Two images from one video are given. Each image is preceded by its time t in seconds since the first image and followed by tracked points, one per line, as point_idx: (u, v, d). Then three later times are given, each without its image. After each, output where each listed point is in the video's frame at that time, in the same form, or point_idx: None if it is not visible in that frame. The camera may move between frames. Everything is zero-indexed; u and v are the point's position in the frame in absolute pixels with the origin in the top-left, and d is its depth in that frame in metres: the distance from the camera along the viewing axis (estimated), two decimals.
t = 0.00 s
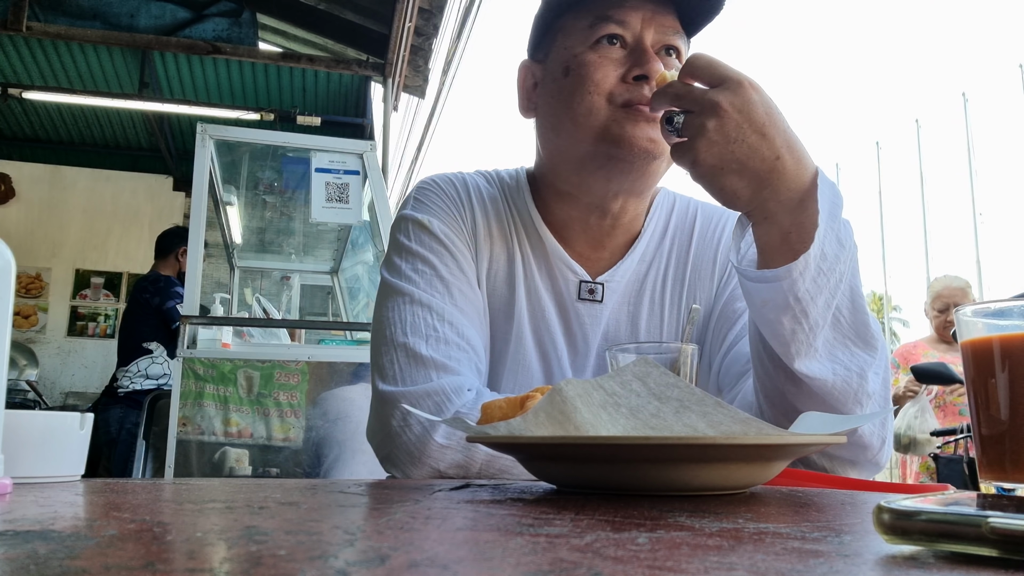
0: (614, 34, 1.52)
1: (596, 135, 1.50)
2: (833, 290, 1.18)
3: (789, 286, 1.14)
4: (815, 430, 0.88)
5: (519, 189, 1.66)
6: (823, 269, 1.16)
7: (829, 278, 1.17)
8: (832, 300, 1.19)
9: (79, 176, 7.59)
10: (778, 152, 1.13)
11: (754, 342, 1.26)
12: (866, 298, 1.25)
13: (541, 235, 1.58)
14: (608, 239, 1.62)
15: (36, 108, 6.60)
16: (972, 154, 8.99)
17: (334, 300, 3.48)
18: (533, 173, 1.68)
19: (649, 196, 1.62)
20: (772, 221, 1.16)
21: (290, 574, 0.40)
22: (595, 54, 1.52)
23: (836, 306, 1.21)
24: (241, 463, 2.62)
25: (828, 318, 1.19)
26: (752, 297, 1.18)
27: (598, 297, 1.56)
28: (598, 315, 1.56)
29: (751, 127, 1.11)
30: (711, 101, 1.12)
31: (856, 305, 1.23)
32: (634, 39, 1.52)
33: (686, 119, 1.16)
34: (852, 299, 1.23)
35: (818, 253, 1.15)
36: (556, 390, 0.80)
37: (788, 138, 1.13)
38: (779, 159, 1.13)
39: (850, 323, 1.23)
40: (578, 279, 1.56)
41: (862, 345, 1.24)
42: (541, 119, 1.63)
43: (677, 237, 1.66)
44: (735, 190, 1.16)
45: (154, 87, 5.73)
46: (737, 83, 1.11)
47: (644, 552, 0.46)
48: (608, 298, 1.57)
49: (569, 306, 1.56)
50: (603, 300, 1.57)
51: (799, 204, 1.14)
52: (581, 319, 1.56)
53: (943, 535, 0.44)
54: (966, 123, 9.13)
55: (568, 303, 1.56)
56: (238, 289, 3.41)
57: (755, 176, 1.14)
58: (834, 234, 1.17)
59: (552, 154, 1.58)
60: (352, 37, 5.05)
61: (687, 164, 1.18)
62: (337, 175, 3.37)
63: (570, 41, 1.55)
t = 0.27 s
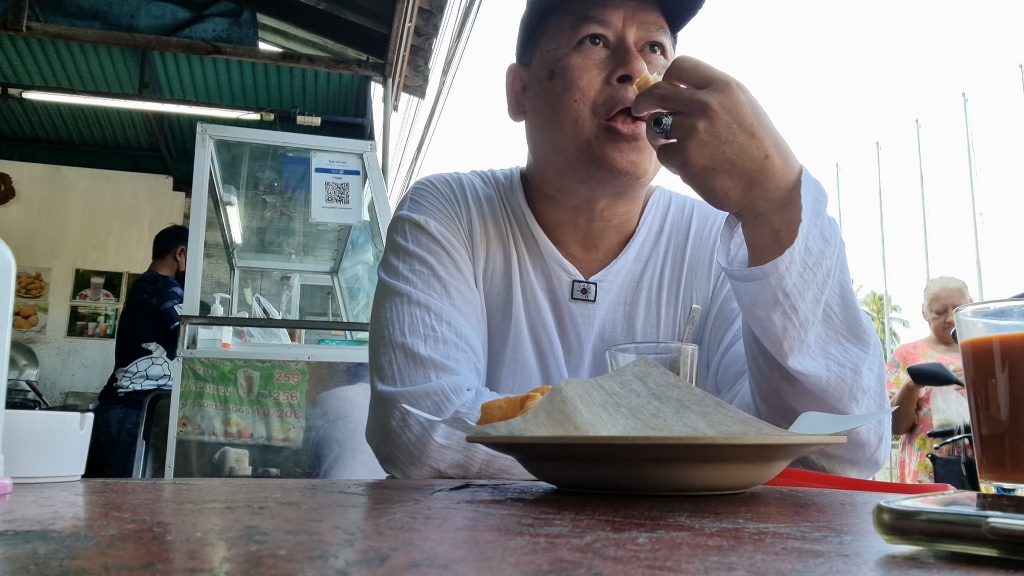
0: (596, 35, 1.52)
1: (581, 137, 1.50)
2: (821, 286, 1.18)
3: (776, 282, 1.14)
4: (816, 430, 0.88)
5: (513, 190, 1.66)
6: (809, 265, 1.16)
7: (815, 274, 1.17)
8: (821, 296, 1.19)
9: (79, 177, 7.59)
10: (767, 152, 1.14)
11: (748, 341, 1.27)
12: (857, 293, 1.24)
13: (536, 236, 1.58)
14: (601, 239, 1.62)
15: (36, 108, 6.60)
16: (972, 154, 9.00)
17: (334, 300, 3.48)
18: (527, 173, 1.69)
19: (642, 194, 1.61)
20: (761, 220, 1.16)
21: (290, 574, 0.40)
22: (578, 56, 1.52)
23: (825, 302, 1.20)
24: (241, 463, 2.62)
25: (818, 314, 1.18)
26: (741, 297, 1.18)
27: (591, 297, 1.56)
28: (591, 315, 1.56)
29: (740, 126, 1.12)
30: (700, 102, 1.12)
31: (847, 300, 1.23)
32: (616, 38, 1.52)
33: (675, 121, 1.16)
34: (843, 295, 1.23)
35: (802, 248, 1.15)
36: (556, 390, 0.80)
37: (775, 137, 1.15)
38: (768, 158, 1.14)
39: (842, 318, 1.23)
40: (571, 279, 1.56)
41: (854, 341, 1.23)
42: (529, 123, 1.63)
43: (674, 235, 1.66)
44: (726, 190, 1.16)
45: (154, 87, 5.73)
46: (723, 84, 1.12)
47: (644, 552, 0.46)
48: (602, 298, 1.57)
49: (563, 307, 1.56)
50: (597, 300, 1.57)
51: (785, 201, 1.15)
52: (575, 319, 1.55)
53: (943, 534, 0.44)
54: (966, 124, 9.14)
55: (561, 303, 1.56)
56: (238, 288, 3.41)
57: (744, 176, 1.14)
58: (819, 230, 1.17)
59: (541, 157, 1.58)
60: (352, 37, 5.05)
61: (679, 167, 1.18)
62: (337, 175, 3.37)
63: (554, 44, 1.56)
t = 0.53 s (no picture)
0: (590, 36, 1.52)
1: (575, 137, 1.50)
2: (815, 284, 1.18)
3: (770, 280, 1.14)
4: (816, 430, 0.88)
5: (511, 189, 1.66)
6: (802, 263, 1.16)
7: (809, 271, 1.17)
8: (816, 294, 1.19)
9: (79, 176, 7.59)
10: (762, 151, 1.14)
11: (745, 341, 1.27)
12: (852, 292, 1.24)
13: (534, 236, 1.58)
14: (599, 239, 1.62)
15: (36, 108, 6.60)
16: (972, 154, 9.00)
17: (334, 300, 3.47)
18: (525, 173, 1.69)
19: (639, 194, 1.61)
20: (757, 220, 1.16)
21: (290, 574, 0.40)
22: (572, 57, 1.52)
23: (820, 300, 1.20)
24: (241, 463, 2.62)
25: (813, 311, 1.19)
26: (737, 297, 1.19)
27: (589, 297, 1.56)
28: (589, 315, 1.56)
29: (735, 125, 1.12)
30: (696, 102, 1.12)
31: (844, 299, 1.23)
32: (611, 39, 1.52)
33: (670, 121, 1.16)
34: (838, 294, 1.23)
35: (795, 246, 1.15)
36: (556, 390, 0.80)
37: (771, 136, 1.15)
38: (763, 158, 1.14)
39: (838, 316, 1.23)
40: (569, 279, 1.56)
41: (851, 339, 1.23)
42: (526, 124, 1.63)
43: (672, 235, 1.66)
44: (721, 189, 1.15)
45: (154, 87, 5.73)
46: (719, 84, 1.12)
47: (644, 552, 0.46)
48: (599, 298, 1.57)
49: (562, 307, 1.56)
50: (595, 300, 1.57)
51: (778, 200, 1.15)
52: (573, 319, 1.55)
53: (943, 535, 0.44)
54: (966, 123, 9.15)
55: (560, 303, 1.56)
56: (238, 288, 3.40)
57: (740, 176, 1.14)
58: (812, 229, 1.17)
59: (537, 158, 1.58)
60: (352, 38, 5.05)
61: (674, 167, 1.17)
62: (336, 175, 3.37)
63: (548, 46, 1.56)
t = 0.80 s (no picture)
0: (603, 36, 1.52)
1: (586, 136, 1.50)
2: (816, 284, 1.18)
3: (771, 280, 1.14)
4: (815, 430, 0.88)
5: (513, 189, 1.66)
6: (802, 263, 1.16)
7: (809, 271, 1.17)
8: (817, 294, 1.19)
9: (79, 176, 7.59)
10: (764, 150, 1.14)
11: (746, 341, 1.26)
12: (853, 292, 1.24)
13: (536, 237, 1.58)
14: (602, 240, 1.62)
15: (36, 108, 6.60)
16: (972, 154, 9.00)
17: (334, 300, 3.47)
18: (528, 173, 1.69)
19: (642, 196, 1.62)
20: (759, 220, 1.16)
21: (290, 574, 0.40)
22: (584, 57, 1.52)
23: (821, 300, 1.20)
24: (241, 463, 2.62)
25: (813, 311, 1.18)
26: (737, 297, 1.18)
27: (590, 298, 1.56)
28: (590, 316, 1.56)
29: (736, 124, 1.12)
30: (696, 101, 1.12)
31: (844, 298, 1.23)
32: (624, 40, 1.51)
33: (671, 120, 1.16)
34: (839, 293, 1.23)
35: (795, 246, 1.15)
36: (556, 390, 0.80)
37: (772, 136, 1.15)
38: (764, 157, 1.14)
39: (839, 316, 1.23)
40: (571, 280, 1.56)
41: (852, 339, 1.23)
42: (533, 122, 1.62)
43: (673, 236, 1.66)
44: (723, 189, 1.16)
45: (154, 87, 5.73)
46: (720, 83, 1.12)
47: (644, 552, 0.46)
48: (601, 299, 1.57)
49: (562, 307, 1.56)
50: (596, 301, 1.57)
51: (780, 199, 1.15)
52: (573, 320, 1.55)
53: (943, 535, 0.44)
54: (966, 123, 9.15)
55: (561, 303, 1.56)
56: (238, 288, 3.40)
57: (742, 174, 1.14)
58: (813, 228, 1.17)
59: (545, 156, 1.58)
60: (352, 38, 5.05)
61: (675, 167, 1.17)
62: (337, 175, 3.37)
63: (559, 45, 1.56)
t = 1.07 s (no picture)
0: (602, 42, 1.51)
1: (585, 140, 1.50)
2: (832, 280, 1.18)
3: (789, 272, 1.14)
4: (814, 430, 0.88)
5: (516, 190, 1.66)
6: (820, 257, 1.16)
7: (827, 266, 1.17)
8: (832, 290, 1.19)
9: (79, 177, 7.59)
10: (787, 143, 1.14)
11: (755, 336, 1.26)
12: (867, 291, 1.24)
13: (539, 238, 1.58)
14: (605, 241, 1.61)
15: (36, 108, 6.60)
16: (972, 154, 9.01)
17: (334, 300, 3.47)
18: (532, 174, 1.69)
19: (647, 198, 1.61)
20: (779, 213, 1.16)
21: (290, 574, 0.40)
22: (584, 63, 1.52)
23: (835, 297, 1.20)
24: (241, 463, 2.62)
25: (828, 307, 1.18)
26: (753, 289, 1.18)
27: (594, 298, 1.56)
28: (593, 316, 1.56)
29: (761, 115, 1.12)
30: (721, 92, 1.13)
31: (858, 296, 1.23)
32: (622, 44, 1.51)
33: (696, 110, 1.16)
34: (853, 290, 1.23)
35: (815, 240, 1.15)
36: (556, 390, 0.80)
37: (796, 129, 1.15)
38: (788, 150, 1.14)
39: (851, 314, 1.23)
40: (575, 280, 1.56)
41: (864, 337, 1.23)
42: (535, 127, 1.63)
43: (675, 236, 1.66)
44: (746, 181, 1.15)
45: (154, 87, 5.73)
46: (745, 75, 1.13)
47: (644, 552, 0.46)
48: (604, 299, 1.57)
49: (565, 307, 1.56)
50: (599, 301, 1.57)
51: (803, 192, 1.15)
52: (577, 320, 1.55)
53: (943, 535, 0.44)
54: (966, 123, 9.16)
55: (563, 303, 1.56)
56: (238, 288, 3.39)
57: (765, 167, 1.14)
58: (833, 223, 1.17)
59: (545, 161, 1.58)
60: (352, 38, 5.05)
61: (697, 158, 1.18)
62: (336, 175, 3.37)
63: (559, 50, 1.56)
